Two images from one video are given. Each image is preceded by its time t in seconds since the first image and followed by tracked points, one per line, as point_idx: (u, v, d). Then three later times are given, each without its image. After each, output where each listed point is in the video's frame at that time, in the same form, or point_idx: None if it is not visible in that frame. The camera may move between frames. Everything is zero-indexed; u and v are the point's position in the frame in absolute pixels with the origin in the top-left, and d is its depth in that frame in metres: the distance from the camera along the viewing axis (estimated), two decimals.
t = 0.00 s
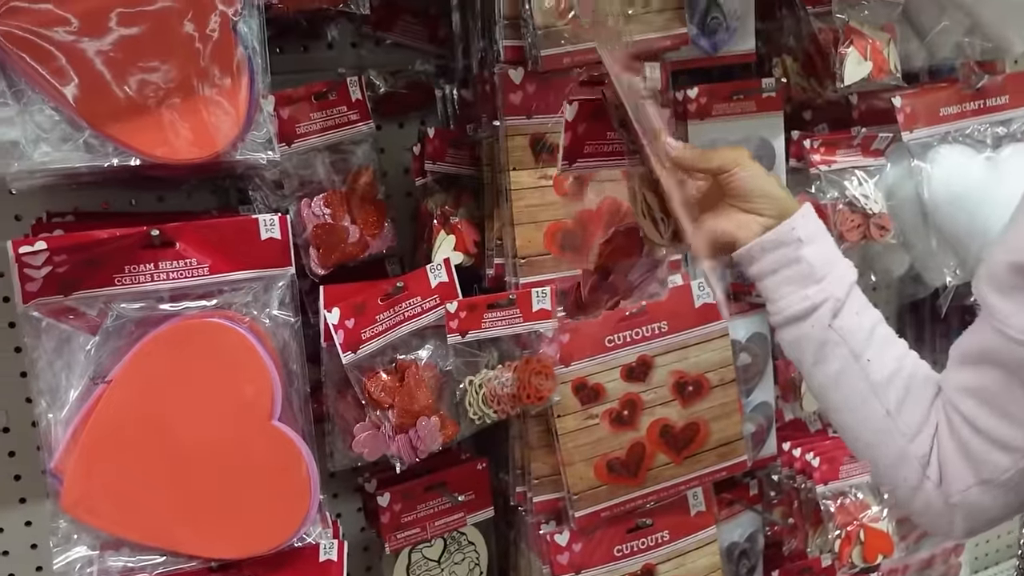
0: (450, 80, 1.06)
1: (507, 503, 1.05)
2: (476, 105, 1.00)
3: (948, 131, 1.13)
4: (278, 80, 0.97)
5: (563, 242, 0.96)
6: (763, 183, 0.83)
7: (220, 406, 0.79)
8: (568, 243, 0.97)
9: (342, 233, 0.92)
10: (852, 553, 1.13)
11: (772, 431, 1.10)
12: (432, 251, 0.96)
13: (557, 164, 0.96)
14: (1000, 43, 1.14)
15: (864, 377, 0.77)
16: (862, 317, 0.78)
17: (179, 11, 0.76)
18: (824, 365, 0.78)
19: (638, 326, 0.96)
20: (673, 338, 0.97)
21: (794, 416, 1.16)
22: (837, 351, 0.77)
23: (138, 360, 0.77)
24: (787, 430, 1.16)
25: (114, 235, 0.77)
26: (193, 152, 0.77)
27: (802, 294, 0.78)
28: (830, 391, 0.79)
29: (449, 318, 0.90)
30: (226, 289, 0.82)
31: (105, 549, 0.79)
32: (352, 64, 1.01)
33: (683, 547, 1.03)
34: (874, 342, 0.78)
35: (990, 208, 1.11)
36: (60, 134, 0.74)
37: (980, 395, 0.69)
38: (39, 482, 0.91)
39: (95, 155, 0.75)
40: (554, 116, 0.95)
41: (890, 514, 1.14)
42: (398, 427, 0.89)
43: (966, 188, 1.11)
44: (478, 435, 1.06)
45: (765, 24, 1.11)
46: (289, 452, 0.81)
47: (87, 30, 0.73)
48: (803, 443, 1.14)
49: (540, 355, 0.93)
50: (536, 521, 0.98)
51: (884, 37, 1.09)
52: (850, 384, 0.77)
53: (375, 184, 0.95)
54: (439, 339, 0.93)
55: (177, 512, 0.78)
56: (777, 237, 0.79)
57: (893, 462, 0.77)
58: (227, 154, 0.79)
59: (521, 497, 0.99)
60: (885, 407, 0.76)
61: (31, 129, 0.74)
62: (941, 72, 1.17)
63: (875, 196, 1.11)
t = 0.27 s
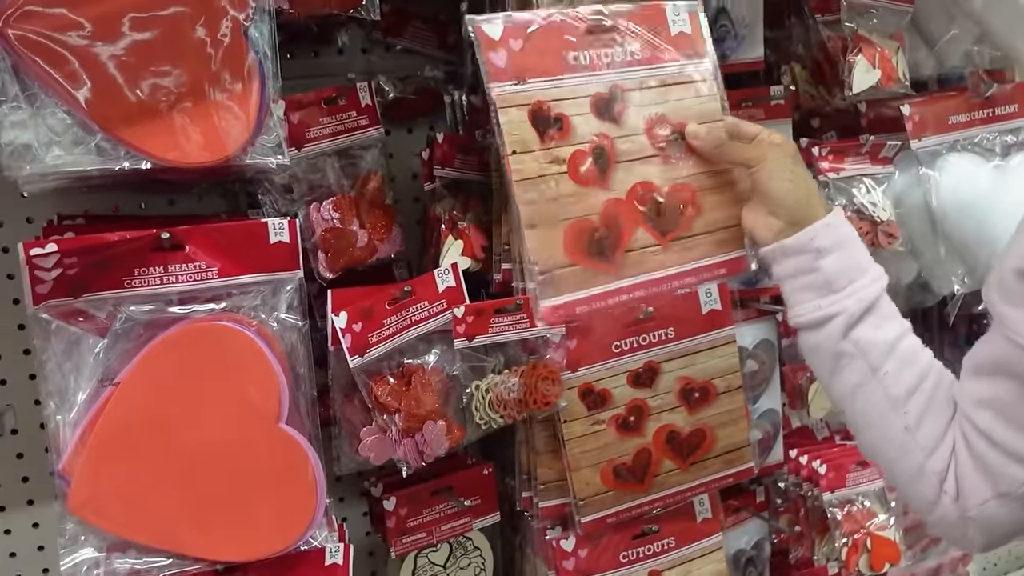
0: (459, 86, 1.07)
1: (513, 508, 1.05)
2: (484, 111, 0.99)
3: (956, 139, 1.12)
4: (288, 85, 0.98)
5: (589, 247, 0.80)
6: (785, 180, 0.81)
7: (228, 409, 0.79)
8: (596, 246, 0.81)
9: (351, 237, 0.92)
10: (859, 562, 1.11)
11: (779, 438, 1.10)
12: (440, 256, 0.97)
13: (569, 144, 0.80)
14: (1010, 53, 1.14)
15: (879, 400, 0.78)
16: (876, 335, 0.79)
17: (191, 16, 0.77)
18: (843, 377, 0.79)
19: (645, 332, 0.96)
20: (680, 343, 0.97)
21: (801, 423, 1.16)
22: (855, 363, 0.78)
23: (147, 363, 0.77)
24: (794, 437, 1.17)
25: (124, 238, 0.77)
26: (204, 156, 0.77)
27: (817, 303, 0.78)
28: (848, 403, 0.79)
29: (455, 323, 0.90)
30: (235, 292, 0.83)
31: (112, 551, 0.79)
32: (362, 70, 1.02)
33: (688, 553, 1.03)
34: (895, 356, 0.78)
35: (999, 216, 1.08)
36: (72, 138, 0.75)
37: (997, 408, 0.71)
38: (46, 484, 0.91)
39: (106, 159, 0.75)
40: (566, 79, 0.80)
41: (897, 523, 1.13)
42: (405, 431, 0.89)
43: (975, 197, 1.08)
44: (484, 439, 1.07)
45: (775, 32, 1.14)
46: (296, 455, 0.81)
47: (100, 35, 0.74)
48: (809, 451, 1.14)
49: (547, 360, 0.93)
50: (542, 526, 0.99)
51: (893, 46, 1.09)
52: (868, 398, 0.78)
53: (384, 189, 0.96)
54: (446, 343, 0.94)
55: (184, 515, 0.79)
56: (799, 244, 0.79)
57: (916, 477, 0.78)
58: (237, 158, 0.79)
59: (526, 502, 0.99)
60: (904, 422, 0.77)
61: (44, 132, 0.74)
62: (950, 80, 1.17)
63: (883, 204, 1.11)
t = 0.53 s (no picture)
0: (464, 90, 1.06)
1: (516, 512, 1.05)
2: (490, 115, 0.99)
3: (962, 144, 1.12)
4: (293, 88, 0.98)
5: (609, 238, 0.85)
6: (813, 189, 0.83)
7: (232, 411, 0.80)
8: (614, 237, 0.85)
9: (354, 240, 0.92)
10: (863, 567, 1.12)
11: (783, 443, 1.10)
12: (444, 259, 0.97)
13: (595, 137, 0.84)
14: (1015, 56, 1.14)
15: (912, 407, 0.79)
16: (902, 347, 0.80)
17: (197, 20, 0.77)
18: (868, 384, 0.80)
19: (649, 336, 0.95)
20: (684, 347, 0.97)
21: (806, 428, 1.16)
22: (881, 371, 0.79)
23: (151, 364, 0.77)
24: (799, 442, 1.16)
25: (128, 240, 0.77)
26: (209, 158, 0.77)
27: (839, 313, 0.80)
28: (875, 410, 0.80)
29: (459, 326, 0.90)
30: (239, 295, 0.83)
31: (115, 553, 0.79)
32: (366, 73, 1.02)
33: (692, 558, 1.03)
34: (920, 363, 0.79)
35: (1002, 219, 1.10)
36: (77, 140, 0.75)
37: (1017, 409, 0.72)
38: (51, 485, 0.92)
39: (111, 161, 0.76)
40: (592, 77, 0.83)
41: (901, 529, 1.15)
42: (408, 434, 0.90)
43: (979, 201, 1.10)
44: (488, 443, 1.07)
45: (780, 36, 1.14)
46: (300, 458, 0.81)
47: (106, 38, 0.74)
48: (814, 456, 1.13)
49: (551, 364, 0.93)
50: (546, 530, 0.99)
51: (899, 50, 1.09)
52: (895, 405, 0.79)
53: (387, 193, 0.96)
54: (450, 346, 0.93)
55: (188, 517, 0.79)
56: (817, 255, 0.81)
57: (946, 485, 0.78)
58: (242, 161, 0.79)
59: (530, 506, 0.99)
60: (932, 427, 0.78)
61: (50, 134, 0.75)
62: (955, 85, 1.16)
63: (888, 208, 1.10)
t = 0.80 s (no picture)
0: (465, 90, 1.06)
1: (515, 513, 1.05)
2: (491, 115, 0.99)
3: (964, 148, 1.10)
4: (294, 88, 0.98)
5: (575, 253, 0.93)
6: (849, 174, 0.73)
7: (231, 410, 0.79)
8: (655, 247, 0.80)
9: (355, 240, 0.92)
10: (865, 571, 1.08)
11: (784, 446, 1.09)
12: (444, 259, 0.97)
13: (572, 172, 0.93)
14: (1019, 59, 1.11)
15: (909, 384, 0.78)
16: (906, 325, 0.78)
17: (198, 19, 0.76)
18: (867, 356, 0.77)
19: (650, 339, 0.94)
20: (684, 350, 0.96)
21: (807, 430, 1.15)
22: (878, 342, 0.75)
23: (150, 364, 0.77)
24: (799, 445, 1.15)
25: (128, 239, 0.77)
26: (209, 158, 0.77)
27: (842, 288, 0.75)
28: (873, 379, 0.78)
29: (460, 327, 0.90)
30: (239, 295, 0.83)
31: (114, 552, 0.79)
32: (367, 73, 1.02)
33: (692, 561, 1.02)
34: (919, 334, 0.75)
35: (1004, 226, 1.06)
36: (77, 139, 0.75)
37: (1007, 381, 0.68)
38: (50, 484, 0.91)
39: (111, 160, 0.76)
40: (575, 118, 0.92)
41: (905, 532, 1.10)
42: (408, 435, 0.90)
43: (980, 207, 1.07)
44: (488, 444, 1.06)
45: (783, 37, 1.13)
46: (298, 458, 0.81)
47: (107, 36, 0.74)
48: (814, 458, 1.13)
49: (552, 365, 0.93)
50: (545, 532, 0.98)
51: (902, 52, 1.08)
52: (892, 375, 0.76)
53: (389, 193, 0.96)
54: (450, 346, 0.93)
55: (186, 517, 0.78)
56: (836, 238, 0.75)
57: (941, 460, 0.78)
58: (242, 160, 0.79)
59: (530, 508, 0.99)
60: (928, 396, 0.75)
61: (50, 133, 0.75)
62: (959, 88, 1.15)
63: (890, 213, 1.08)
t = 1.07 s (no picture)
0: (467, 99, 1.07)
1: (516, 521, 1.05)
2: (491, 125, 1.00)
3: (966, 155, 1.09)
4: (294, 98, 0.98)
5: (577, 263, 0.93)
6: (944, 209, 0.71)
7: (232, 419, 0.80)
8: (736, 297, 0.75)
9: (356, 249, 0.92)
10: None
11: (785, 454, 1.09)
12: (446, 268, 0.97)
13: (570, 185, 0.95)
14: (1019, 69, 1.13)
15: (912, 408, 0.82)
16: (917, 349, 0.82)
17: (200, 29, 0.77)
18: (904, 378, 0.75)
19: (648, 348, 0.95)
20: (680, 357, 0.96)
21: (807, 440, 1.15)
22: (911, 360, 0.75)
23: (152, 373, 0.78)
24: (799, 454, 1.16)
25: (130, 249, 0.78)
26: (211, 169, 0.78)
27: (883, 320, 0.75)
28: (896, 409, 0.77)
29: (460, 336, 0.90)
30: (241, 304, 0.83)
31: (115, 561, 0.80)
32: (369, 82, 1.02)
33: (694, 568, 1.02)
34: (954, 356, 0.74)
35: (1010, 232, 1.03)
36: (80, 150, 0.76)
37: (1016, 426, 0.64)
38: (52, 491, 0.92)
39: (114, 171, 0.76)
40: (572, 135, 0.95)
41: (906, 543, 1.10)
42: (408, 443, 0.90)
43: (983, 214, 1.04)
44: (488, 452, 1.06)
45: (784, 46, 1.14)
46: (299, 467, 0.81)
47: (109, 47, 0.75)
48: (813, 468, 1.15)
49: (552, 374, 0.94)
50: (546, 539, 0.99)
51: (902, 62, 1.08)
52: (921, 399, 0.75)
53: (390, 202, 0.96)
54: (451, 355, 0.94)
55: (186, 526, 0.79)
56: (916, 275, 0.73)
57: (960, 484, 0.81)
58: (244, 170, 0.80)
59: (530, 515, 0.99)
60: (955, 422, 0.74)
61: (53, 143, 0.76)
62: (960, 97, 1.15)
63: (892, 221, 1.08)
